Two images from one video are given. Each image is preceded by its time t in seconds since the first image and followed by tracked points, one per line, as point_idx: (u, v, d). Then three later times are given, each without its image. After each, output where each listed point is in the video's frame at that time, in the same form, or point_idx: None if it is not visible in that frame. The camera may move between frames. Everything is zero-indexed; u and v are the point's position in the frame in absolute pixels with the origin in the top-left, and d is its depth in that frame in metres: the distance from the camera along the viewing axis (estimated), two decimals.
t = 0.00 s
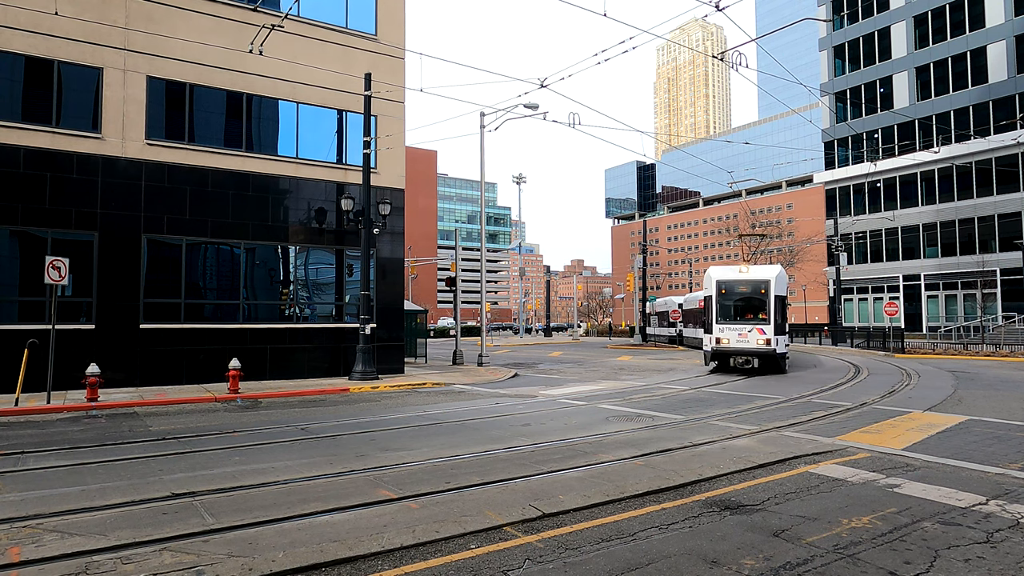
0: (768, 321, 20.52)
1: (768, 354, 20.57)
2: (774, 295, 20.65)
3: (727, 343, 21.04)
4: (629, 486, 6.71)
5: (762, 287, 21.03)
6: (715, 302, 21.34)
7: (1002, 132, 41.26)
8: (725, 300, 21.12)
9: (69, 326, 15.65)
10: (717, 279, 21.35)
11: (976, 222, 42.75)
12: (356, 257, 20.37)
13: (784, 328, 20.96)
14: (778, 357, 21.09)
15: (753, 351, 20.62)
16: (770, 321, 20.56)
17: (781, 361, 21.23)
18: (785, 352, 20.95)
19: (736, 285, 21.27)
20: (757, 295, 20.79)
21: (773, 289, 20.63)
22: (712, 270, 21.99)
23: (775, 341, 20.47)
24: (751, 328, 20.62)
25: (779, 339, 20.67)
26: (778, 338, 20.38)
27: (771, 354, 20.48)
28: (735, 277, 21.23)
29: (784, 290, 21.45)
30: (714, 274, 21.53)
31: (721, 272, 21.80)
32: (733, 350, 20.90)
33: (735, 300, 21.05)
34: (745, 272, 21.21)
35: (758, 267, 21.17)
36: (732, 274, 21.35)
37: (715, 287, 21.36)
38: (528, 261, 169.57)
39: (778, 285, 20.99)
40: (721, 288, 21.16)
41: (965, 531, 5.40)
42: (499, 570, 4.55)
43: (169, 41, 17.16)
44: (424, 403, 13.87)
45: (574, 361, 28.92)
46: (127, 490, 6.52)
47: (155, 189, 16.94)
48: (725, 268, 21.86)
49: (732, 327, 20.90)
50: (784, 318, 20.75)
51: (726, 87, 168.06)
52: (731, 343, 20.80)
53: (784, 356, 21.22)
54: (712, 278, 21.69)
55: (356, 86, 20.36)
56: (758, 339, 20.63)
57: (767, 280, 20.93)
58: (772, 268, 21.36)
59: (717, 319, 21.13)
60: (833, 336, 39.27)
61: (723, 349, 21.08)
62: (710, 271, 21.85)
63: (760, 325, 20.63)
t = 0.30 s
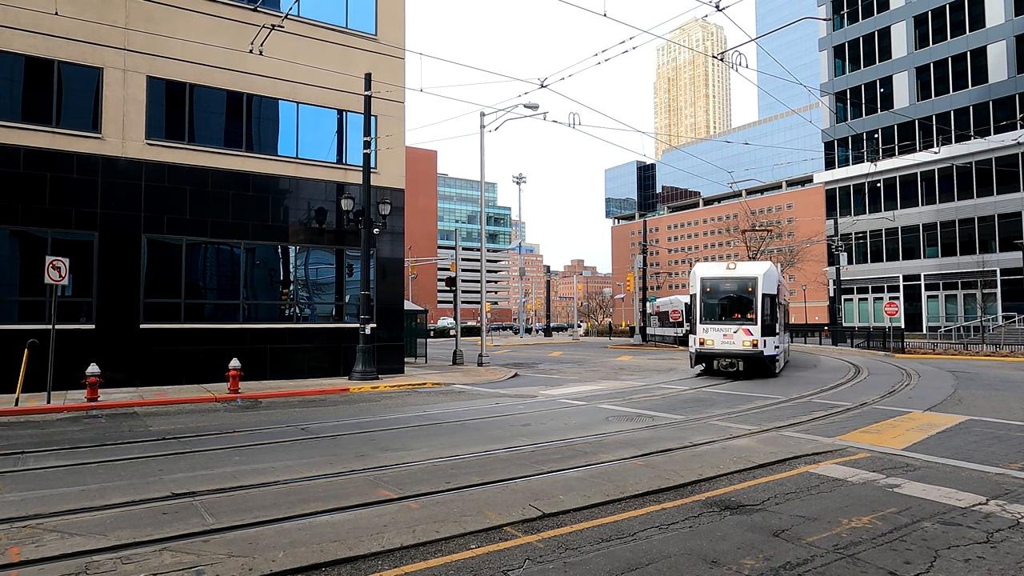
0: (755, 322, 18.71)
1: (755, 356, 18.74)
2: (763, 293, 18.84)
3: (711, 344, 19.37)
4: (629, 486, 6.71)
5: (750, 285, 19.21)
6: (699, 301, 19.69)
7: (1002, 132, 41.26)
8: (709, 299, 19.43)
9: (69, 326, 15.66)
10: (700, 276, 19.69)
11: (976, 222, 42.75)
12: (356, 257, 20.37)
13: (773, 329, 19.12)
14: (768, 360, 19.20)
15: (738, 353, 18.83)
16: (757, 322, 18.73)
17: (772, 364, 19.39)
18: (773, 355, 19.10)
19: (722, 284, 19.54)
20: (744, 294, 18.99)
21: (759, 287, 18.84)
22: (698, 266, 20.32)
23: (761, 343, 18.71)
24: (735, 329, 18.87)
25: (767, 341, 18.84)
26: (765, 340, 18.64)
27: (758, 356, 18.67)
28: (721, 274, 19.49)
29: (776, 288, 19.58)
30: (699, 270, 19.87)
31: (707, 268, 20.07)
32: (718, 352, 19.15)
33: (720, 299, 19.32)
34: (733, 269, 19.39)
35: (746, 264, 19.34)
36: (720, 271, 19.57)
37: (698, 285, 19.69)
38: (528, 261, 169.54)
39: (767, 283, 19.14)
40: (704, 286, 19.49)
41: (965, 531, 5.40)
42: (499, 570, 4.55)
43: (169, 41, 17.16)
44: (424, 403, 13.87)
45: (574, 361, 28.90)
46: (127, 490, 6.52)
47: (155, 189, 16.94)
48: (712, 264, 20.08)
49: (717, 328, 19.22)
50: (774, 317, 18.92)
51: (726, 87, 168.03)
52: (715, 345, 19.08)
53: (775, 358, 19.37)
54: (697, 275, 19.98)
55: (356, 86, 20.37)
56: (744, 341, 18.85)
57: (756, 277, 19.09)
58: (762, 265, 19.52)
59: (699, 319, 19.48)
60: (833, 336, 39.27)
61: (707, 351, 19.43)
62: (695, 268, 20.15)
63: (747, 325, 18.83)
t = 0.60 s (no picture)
0: (737, 322, 17.30)
1: (736, 359, 17.29)
2: (745, 291, 17.37)
3: (690, 346, 18.05)
4: (629, 486, 6.71)
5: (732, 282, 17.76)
6: (679, 300, 18.37)
7: (1002, 132, 41.27)
8: (689, 298, 18.08)
9: (69, 326, 15.65)
10: (680, 273, 18.36)
11: (976, 222, 42.76)
12: (356, 257, 20.37)
13: (758, 330, 17.63)
14: (752, 363, 17.68)
15: (717, 356, 17.44)
16: (739, 322, 17.32)
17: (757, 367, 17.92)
18: (757, 358, 17.61)
19: (703, 281, 18.16)
20: (725, 292, 17.55)
21: (741, 284, 17.37)
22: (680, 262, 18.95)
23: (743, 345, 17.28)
24: (716, 330, 17.48)
25: (750, 342, 17.38)
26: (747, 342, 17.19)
27: (739, 359, 17.23)
28: (702, 271, 18.12)
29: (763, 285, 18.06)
30: (680, 267, 18.53)
31: (689, 264, 18.68)
32: (697, 354, 17.81)
33: (700, 298, 17.98)
34: (715, 266, 17.97)
35: (729, 259, 17.88)
36: (700, 268, 18.18)
37: (677, 282, 18.38)
38: (528, 262, 169.51)
39: (751, 280, 17.65)
40: (683, 283, 18.18)
41: (965, 531, 5.40)
42: (498, 570, 4.55)
43: (169, 41, 17.16)
44: (424, 403, 13.87)
45: (573, 361, 28.89)
46: (127, 490, 6.52)
47: (155, 189, 16.94)
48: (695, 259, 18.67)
49: (696, 328, 17.86)
50: (758, 317, 17.43)
51: (726, 87, 167.96)
52: (694, 346, 17.77)
53: (760, 361, 17.86)
54: (677, 273, 18.62)
55: (356, 86, 20.37)
56: (725, 342, 17.43)
57: (738, 274, 17.60)
58: (747, 261, 17.97)
59: (678, 319, 18.16)
60: (833, 336, 39.28)
61: (686, 352, 18.15)
62: (675, 266, 18.79)
63: (727, 326, 17.42)
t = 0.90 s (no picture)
0: (712, 322, 16.16)
1: (711, 362, 16.09)
2: (722, 290, 16.20)
3: (665, 348, 16.92)
4: (629, 486, 6.71)
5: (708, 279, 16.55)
6: (654, 299, 17.33)
7: (1002, 132, 41.27)
8: (663, 297, 17.03)
9: (69, 326, 15.65)
10: (654, 270, 17.29)
11: (976, 222, 42.75)
12: (356, 257, 20.37)
13: (736, 330, 16.43)
14: (730, 367, 16.45)
15: (691, 358, 16.30)
16: (714, 322, 16.14)
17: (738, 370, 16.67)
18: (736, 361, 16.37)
19: (678, 279, 17.06)
20: (700, 290, 16.42)
21: (717, 282, 16.20)
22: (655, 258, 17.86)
23: (719, 347, 16.10)
24: (690, 331, 16.36)
25: (727, 344, 16.19)
26: (723, 343, 16.01)
27: (713, 362, 16.06)
28: (677, 268, 17.01)
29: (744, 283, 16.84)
30: (655, 263, 17.43)
31: (666, 260, 17.57)
32: (671, 357, 16.70)
33: (675, 297, 16.89)
34: (691, 262, 16.83)
35: (706, 255, 16.71)
36: (676, 264, 17.06)
37: (651, 279, 17.31)
38: (528, 262, 169.54)
39: (729, 278, 16.46)
40: (657, 281, 17.10)
41: (965, 531, 5.39)
42: (498, 570, 4.55)
43: (169, 41, 17.16)
44: (424, 403, 13.87)
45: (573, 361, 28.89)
46: (128, 490, 6.52)
47: (155, 189, 16.94)
48: (671, 255, 17.53)
49: (670, 329, 16.77)
50: (735, 317, 16.23)
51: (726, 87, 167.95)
52: (668, 348, 16.67)
53: (739, 364, 16.66)
54: (652, 270, 17.57)
55: (356, 86, 20.37)
56: (700, 344, 16.28)
57: (714, 271, 16.41)
58: (726, 257, 16.74)
59: (651, 319, 17.08)
60: (833, 336, 39.29)
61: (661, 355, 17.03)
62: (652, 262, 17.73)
63: (702, 326, 16.29)
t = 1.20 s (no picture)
0: (680, 322, 14.79)
1: (679, 365, 14.67)
2: (690, 288, 14.84)
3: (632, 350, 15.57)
4: (630, 486, 6.71)
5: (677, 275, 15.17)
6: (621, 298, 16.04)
7: (1002, 132, 41.26)
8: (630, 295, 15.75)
9: (69, 327, 15.65)
10: (621, 267, 16.02)
11: (976, 222, 42.75)
12: (356, 257, 20.38)
13: (708, 331, 15.03)
14: (701, 371, 15.04)
15: (658, 361, 14.88)
16: (681, 322, 14.78)
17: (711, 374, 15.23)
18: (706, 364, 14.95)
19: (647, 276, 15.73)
20: (668, 287, 15.08)
21: (684, 278, 14.85)
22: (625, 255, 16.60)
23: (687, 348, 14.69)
24: (656, 332, 15.01)
25: (697, 346, 14.81)
26: (691, 344, 14.62)
27: (682, 365, 14.61)
28: (645, 263, 15.71)
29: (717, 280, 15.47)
30: (623, 260, 16.15)
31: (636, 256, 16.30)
32: (637, 359, 15.31)
33: (642, 295, 15.56)
34: (661, 258, 15.50)
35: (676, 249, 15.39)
36: (644, 261, 15.74)
37: (618, 277, 16.02)
38: (528, 262, 169.49)
39: (699, 274, 15.07)
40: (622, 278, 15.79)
41: (965, 531, 5.39)
42: (499, 570, 4.55)
43: (169, 41, 17.16)
44: (424, 403, 13.86)
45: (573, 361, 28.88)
46: (128, 490, 6.52)
47: (155, 189, 16.94)
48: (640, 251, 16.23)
49: (638, 329, 15.42)
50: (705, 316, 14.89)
51: (726, 86, 167.87)
52: (634, 350, 15.32)
53: (710, 368, 15.26)
54: (620, 267, 16.28)
55: (356, 86, 20.37)
56: (667, 346, 14.86)
57: (683, 266, 15.06)
58: (698, 251, 15.38)
59: (617, 319, 15.77)
60: (833, 336, 39.30)
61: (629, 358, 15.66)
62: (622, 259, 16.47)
63: (670, 326, 14.91)
